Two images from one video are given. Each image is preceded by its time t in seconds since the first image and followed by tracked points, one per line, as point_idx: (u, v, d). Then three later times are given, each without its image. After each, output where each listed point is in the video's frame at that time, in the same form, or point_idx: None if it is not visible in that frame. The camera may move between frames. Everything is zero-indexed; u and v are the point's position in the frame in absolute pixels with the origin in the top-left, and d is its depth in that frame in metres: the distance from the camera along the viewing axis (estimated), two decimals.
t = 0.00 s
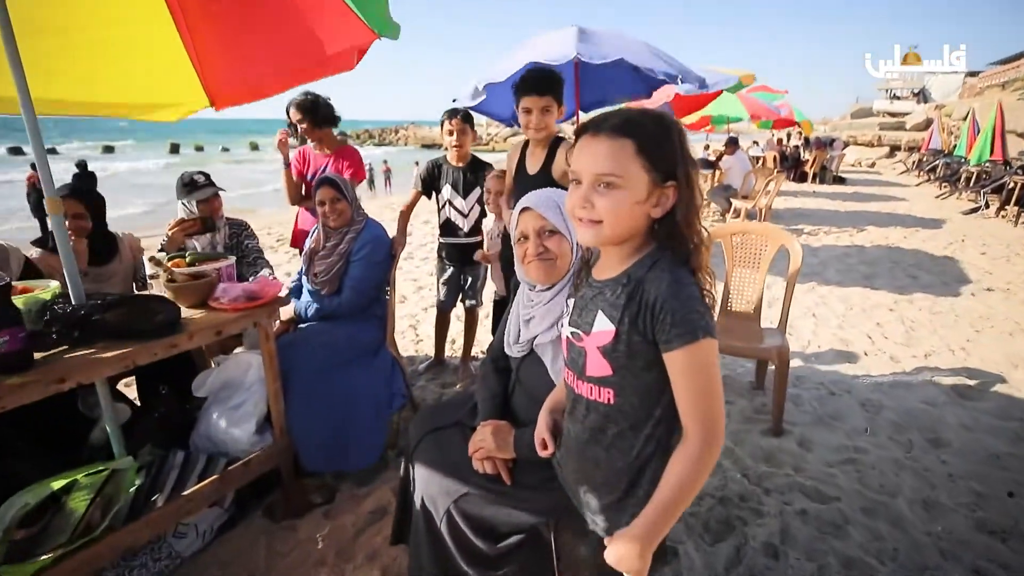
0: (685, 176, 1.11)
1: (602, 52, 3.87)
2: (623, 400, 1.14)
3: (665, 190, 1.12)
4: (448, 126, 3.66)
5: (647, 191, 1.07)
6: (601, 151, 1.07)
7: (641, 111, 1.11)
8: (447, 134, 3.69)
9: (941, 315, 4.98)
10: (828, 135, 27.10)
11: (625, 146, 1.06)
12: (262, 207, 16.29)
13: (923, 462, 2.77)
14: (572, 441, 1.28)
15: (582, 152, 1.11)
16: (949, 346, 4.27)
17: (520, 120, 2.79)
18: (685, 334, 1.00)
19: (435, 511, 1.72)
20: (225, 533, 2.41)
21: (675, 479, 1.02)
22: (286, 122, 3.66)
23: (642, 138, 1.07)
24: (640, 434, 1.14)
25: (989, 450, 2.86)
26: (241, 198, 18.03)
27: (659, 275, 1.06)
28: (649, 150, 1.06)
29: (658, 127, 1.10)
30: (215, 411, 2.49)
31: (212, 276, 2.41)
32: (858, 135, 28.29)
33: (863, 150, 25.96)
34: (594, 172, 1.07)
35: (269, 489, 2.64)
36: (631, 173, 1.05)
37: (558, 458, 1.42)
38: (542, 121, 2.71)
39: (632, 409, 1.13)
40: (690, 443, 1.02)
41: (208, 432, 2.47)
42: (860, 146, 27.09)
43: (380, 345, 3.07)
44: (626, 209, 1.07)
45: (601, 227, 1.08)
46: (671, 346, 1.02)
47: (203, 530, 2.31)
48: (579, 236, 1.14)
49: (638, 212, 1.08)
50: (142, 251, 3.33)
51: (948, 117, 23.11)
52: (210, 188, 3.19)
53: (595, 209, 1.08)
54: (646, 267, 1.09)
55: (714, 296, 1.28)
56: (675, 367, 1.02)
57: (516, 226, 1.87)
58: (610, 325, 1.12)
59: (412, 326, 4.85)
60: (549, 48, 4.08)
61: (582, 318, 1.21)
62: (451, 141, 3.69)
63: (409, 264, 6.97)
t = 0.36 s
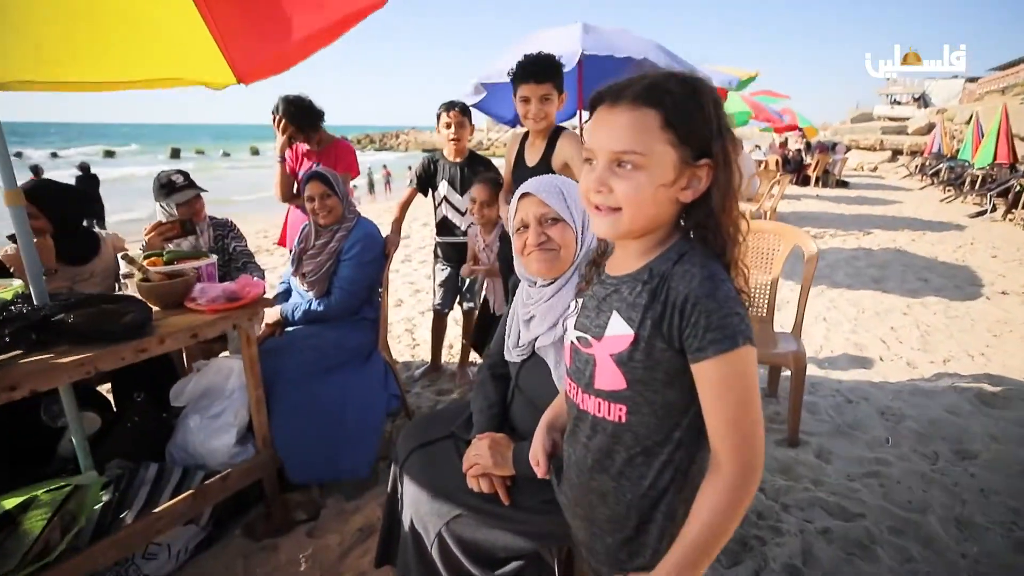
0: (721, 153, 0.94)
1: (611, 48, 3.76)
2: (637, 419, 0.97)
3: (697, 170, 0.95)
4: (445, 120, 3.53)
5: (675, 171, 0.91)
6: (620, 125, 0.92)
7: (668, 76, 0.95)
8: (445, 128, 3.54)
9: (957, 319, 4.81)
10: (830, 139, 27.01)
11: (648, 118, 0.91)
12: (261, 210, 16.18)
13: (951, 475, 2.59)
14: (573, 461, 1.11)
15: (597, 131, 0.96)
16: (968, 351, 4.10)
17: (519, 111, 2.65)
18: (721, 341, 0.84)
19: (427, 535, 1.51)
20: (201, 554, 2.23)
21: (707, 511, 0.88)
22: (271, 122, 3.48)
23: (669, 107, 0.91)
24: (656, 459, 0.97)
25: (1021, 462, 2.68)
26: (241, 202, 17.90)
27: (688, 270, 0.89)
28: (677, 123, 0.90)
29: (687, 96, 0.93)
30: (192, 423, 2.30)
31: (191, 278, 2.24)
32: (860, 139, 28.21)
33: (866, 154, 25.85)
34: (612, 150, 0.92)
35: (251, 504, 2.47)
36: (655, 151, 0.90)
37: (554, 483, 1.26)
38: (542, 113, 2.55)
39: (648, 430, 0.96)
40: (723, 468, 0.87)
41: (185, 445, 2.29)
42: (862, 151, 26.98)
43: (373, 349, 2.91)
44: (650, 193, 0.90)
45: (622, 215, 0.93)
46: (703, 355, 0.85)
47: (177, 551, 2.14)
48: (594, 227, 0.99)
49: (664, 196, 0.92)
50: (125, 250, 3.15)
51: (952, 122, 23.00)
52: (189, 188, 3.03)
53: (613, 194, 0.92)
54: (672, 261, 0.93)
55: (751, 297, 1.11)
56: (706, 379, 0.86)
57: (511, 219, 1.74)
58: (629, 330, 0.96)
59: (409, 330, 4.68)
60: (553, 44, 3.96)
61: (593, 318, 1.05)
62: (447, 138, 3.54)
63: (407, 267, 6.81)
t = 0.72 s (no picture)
0: (746, 118, 0.80)
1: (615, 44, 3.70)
2: (658, 441, 0.82)
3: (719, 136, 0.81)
4: (439, 121, 3.42)
5: (686, 134, 0.78)
6: (623, 78, 0.81)
7: (687, 27, 0.83)
8: (439, 128, 3.43)
9: (971, 328, 4.66)
10: (830, 149, 26.99)
11: (657, 71, 0.80)
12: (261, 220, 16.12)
13: (980, 494, 2.43)
14: (581, 486, 0.96)
15: (600, 90, 0.86)
16: (986, 362, 3.94)
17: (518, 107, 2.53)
18: (759, 346, 0.71)
19: (417, 568, 1.35)
20: None
21: (746, 546, 0.74)
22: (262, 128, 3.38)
23: (683, 57, 0.79)
24: (679, 489, 0.84)
25: None
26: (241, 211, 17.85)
27: (717, 260, 0.75)
28: (689, 76, 0.78)
29: (704, 49, 0.80)
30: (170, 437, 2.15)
31: (170, 281, 2.12)
32: (861, 149, 28.20)
33: (867, 164, 25.81)
34: (613, 106, 0.82)
35: (232, 525, 2.31)
36: (660, 107, 0.78)
37: (556, 506, 1.09)
38: (545, 108, 2.44)
39: (670, 450, 0.82)
40: (764, 493, 0.73)
41: (160, 461, 2.13)
42: (864, 160, 26.95)
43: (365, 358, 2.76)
44: (652, 157, 0.79)
45: (622, 187, 0.82)
46: (737, 364, 0.72)
47: None
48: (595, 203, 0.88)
49: (670, 163, 0.79)
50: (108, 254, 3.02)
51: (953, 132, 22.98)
52: (176, 189, 2.90)
53: (611, 158, 0.82)
54: (694, 249, 0.79)
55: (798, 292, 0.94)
56: (741, 390, 0.72)
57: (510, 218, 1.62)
58: (647, 335, 0.81)
59: (406, 340, 4.54)
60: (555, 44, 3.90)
61: (601, 321, 0.91)
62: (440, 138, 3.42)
63: (405, 276, 6.67)
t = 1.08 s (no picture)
0: (768, 107, 0.73)
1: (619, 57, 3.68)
2: (675, 474, 0.74)
3: (739, 129, 0.74)
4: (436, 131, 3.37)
5: (699, 128, 0.71)
6: (630, 69, 0.75)
7: (702, 7, 0.77)
8: (434, 140, 3.39)
9: (980, 343, 4.57)
10: (829, 164, 27.11)
11: (666, 58, 0.73)
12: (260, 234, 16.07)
13: (1002, 519, 2.32)
14: (590, 521, 0.87)
15: (605, 81, 0.80)
16: (997, 378, 3.85)
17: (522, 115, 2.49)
18: (787, 369, 0.63)
19: None
20: None
21: None
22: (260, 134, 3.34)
23: (696, 40, 0.73)
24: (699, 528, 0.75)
25: None
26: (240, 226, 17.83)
27: (738, 270, 0.68)
28: (702, 62, 0.72)
29: (720, 32, 0.74)
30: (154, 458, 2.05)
31: (156, 294, 2.05)
32: (859, 164, 28.33)
33: (866, 179, 25.89)
34: (619, 98, 0.76)
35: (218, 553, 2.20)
36: (669, 98, 0.72)
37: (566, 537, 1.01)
38: (550, 115, 2.39)
39: (689, 486, 0.74)
40: (793, 533, 0.66)
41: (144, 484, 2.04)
42: (862, 175, 27.05)
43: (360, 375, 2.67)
44: (661, 154, 0.72)
45: (624, 188, 0.75)
46: (764, 389, 0.64)
47: None
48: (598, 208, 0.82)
49: (683, 162, 0.72)
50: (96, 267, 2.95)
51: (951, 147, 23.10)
52: (177, 198, 2.86)
53: (615, 156, 0.76)
54: (713, 258, 0.71)
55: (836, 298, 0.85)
56: (767, 419, 0.65)
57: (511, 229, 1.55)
58: (661, 355, 0.73)
59: (403, 356, 4.44)
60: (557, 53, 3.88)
61: (608, 340, 0.83)
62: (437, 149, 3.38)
63: (404, 290, 6.59)
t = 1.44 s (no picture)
0: (782, 141, 0.68)
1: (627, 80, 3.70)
2: (686, 534, 0.68)
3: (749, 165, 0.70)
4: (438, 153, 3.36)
5: (705, 161, 0.67)
6: (635, 95, 0.72)
7: (715, 35, 0.73)
8: (437, 162, 3.38)
9: (994, 367, 4.46)
10: (832, 184, 27.17)
11: (673, 85, 0.69)
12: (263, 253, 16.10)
13: None
14: None
15: (610, 106, 0.76)
16: (1014, 404, 3.74)
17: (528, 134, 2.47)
18: (808, 426, 0.58)
19: None
20: None
21: None
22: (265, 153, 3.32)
23: (705, 65, 0.69)
24: None
25: None
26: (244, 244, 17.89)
27: (751, 311, 0.63)
28: (711, 90, 0.68)
29: (731, 59, 0.70)
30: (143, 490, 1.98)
31: (150, 320, 2.00)
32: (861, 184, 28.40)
33: (869, 198, 25.92)
34: (621, 126, 0.72)
35: None
36: (674, 129, 0.68)
37: None
38: (555, 136, 2.38)
39: (701, 548, 0.68)
40: None
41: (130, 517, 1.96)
42: (865, 195, 27.08)
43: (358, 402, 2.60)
44: (662, 187, 0.68)
45: (623, 219, 0.71)
46: (783, 446, 0.59)
47: None
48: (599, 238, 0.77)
49: (688, 197, 0.68)
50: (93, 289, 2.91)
51: (953, 167, 23.13)
52: (183, 219, 2.85)
53: (615, 187, 0.72)
54: (725, 300, 0.66)
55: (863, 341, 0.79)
56: (785, 479, 0.60)
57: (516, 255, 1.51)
58: (666, 402, 0.67)
59: (404, 379, 4.36)
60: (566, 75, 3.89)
61: (610, 379, 0.77)
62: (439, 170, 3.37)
63: (406, 311, 6.54)
